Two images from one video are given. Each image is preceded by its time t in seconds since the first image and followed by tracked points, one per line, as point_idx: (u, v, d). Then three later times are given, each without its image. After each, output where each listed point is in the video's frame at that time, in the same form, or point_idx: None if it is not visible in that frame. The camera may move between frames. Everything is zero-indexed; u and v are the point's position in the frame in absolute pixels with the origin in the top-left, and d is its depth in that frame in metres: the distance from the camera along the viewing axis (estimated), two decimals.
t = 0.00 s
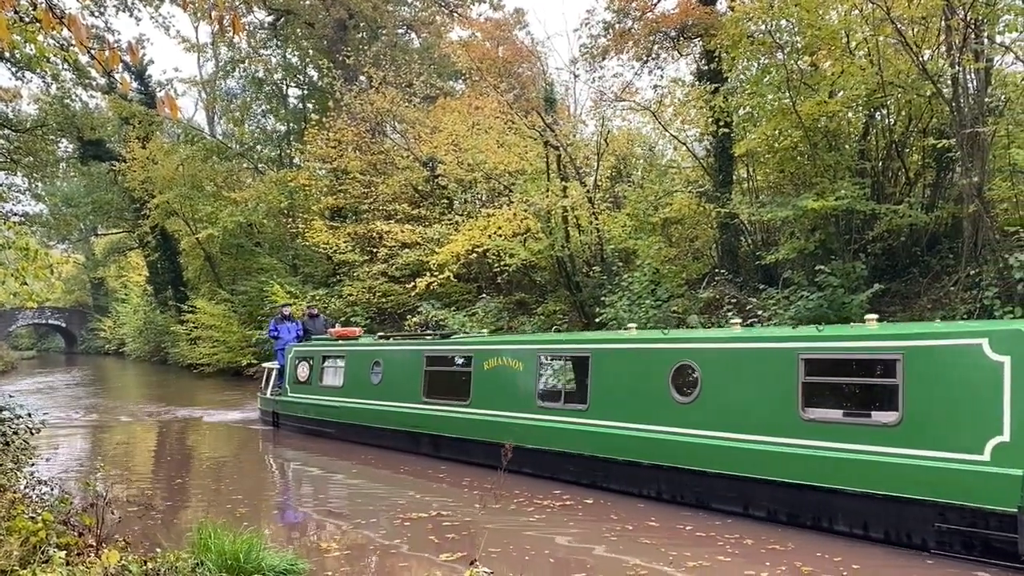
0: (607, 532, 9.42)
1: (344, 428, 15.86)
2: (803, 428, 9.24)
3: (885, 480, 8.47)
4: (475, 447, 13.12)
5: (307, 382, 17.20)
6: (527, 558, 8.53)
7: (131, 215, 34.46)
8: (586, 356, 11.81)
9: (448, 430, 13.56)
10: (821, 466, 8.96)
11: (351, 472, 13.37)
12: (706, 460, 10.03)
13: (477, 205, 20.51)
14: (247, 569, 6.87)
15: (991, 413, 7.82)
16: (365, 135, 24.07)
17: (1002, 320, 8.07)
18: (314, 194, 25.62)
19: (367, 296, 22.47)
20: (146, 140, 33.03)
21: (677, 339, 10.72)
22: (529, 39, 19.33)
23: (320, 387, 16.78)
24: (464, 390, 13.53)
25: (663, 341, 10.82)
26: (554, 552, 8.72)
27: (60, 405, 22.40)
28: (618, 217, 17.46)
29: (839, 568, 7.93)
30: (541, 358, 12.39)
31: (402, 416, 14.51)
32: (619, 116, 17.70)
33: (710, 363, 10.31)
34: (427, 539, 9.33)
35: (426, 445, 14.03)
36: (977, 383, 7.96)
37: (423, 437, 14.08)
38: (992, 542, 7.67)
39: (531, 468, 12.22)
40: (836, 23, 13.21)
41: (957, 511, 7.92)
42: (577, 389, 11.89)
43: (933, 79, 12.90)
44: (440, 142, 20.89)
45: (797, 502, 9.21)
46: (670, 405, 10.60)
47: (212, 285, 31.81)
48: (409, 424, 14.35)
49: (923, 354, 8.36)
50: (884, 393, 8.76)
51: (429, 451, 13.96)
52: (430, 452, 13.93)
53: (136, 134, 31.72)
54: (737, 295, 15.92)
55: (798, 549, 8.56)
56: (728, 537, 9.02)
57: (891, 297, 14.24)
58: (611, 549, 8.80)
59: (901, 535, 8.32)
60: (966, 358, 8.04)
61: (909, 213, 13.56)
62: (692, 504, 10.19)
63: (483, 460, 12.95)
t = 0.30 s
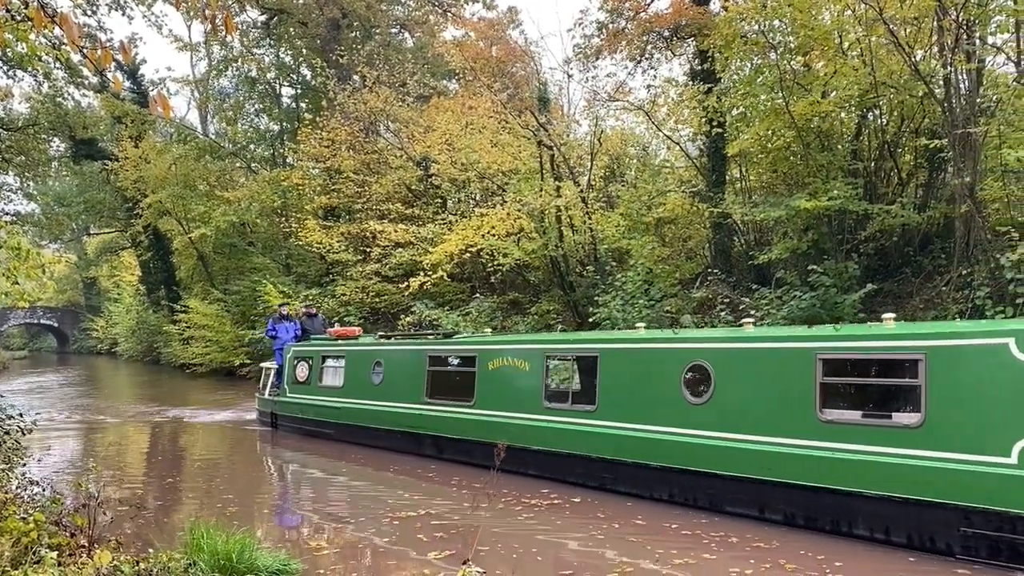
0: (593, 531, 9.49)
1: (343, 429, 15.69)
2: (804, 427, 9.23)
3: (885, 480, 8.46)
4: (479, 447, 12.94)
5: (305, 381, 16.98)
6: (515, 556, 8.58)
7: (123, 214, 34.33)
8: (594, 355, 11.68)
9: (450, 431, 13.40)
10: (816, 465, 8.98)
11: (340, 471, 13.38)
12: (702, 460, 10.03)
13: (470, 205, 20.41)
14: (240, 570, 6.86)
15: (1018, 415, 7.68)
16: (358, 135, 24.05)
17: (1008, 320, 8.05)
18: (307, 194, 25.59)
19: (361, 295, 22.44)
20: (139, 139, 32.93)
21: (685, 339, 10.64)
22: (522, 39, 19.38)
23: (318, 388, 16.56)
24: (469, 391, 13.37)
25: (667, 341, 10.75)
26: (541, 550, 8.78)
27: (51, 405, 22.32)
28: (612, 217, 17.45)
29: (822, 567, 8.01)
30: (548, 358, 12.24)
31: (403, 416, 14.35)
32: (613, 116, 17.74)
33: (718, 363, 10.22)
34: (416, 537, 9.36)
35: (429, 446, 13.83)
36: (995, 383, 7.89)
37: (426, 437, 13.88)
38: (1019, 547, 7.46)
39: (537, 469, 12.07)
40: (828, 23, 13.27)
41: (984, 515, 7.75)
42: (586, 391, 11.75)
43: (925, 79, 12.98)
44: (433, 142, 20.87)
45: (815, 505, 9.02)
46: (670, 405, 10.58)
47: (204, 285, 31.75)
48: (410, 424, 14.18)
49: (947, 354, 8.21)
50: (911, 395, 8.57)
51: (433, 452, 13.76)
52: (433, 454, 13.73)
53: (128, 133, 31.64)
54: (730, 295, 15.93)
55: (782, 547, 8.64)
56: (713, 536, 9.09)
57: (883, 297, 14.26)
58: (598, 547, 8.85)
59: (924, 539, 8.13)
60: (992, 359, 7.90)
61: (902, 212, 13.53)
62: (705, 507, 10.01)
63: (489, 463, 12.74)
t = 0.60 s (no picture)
0: (580, 528, 9.55)
1: (344, 431, 15.45)
2: (807, 427, 9.20)
3: (890, 481, 8.43)
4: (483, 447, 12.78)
5: (304, 381, 16.80)
6: (503, 553, 8.63)
7: (114, 214, 34.19)
8: (602, 355, 11.56)
9: (450, 432, 13.30)
10: (817, 465, 8.96)
11: (329, 471, 13.40)
12: (704, 460, 9.99)
13: (464, 204, 20.45)
14: (233, 569, 6.85)
15: None
16: (350, 134, 24.01)
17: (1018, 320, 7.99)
18: (299, 193, 25.53)
19: (353, 294, 22.38)
20: (130, 138, 32.81)
21: (694, 339, 10.53)
22: (514, 38, 19.39)
23: (317, 388, 16.39)
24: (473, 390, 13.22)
25: (672, 341, 10.67)
26: (529, 548, 8.84)
27: (42, 406, 22.24)
28: (604, 217, 17.38)
29: (805, 564, 8.09)
30: (556, 358, 12.09)
31: (402, 416, 14.22)
32: (605, 115, 17.79)
33: (728, 364, 10.12)
34: (405, 535, 9.41)
35: (431, 447, 13.68)
36: (1013, 382, 7.78)
37: (428, 437, 13.71)
38: None
39: (543, 470, 11.91)
40: (820, 23, 13.31)
41: (1010, 518, 7.59)
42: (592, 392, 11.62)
43: (916, 79, 12.99)
44: (425, 141, 20.87)
45: (834, 507, 8.85)
46: (673, 405, 10.51)
47: (197, 284, 31.70)
48: (408, 424, 14.07)
49: (970, 353, 8.07)
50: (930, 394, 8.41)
51: (435, 454, 13.60)
52: (436, 455, 13.56)
53: (119, 132, 31.53)
54: (723, 295, 15.91)
55: (766, 544, 8.71)
56: (698, 533, 9.18)
57: (874, 296, 14.25)
58: (585, 544, 8.91)
59: (948, 543, 7.97)
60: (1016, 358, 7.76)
61: (893, 211, 13.61)
62: (719, 510, 9.85)
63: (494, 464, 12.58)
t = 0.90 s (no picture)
0: (565, 525, 9.59)
1: (345, 431, 15.22)
2: (812, 426, 9.03)
3: (900, 481, 8.26)
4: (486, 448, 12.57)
5: (303, 382, 16.55)
6: (488, 551, 8.65)
7: (104, 213, 34.05)
8: (606, 354, 11.31)
9: (452, 432, 13.09)
10: (823, 466, 8.81)
11: (317, 471, 13.39)
12: (707, 460, 9.84)
13: (455, 203, 20.47)
14: (223, 570, 6.83)
15: None
16: (341, 133, 23.95)
17: None
18: (290, 192, 25.45)
19: (344, 293, 22.36)
20: (120, 136, 32.69)
21: (701, 337, 10.30)
22: (506, 37, 19.42)
23: (316, 388, 16.16)
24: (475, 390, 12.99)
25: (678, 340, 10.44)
26: (515, 545, 8.87)
27: (31, 406, 22.16)
28: (596, 216, 17.47)
29: (788, 560, 8.13)
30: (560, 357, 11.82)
31: (403, 416, 14.01)
32: (597, 115, 17.84)
33: (734, 363, 9.90)
34: (391, 533, 9.44)
35: (432, 447, 13.46)
36: None
37: (430, 438, 13.48)
38: None
39: (550, 472, 11.66)
40: (811, 22, 13.36)
41: None
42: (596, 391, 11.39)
43: (906, 78, 13.08)
44: (416, 140, 20.86)
45: (851, 510, 8.62)
46: (678, 405, 10.31)
47: (187, 283, 31.65)
48: (409, 424, 13.87)
49: (994, 350, 7.80)
50: (933, 394, 8.26)
51: (438, 455, 13.36)
52: (438, 456, 13.33)
53: (109, 130, 31.42)
54: (713, 293, 15.82)
55: (749, 541, 8.75)
56: (681, 530, 9.22)
57: (865, 295, 14.26)
58: (570, 542, 8.94)
59: (973, 546, 7.74)
60: None
61: (883, 211, 13.62)
62: (732, 512, 9.62)
63: (499, 465, 12.38)
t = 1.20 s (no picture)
0: (549, 522, 9.61)
1: (345, 433, 14.74)
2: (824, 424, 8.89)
3: (918, 482, 8.08)
4: (491, 449, 12.33)
5: (299, 382, 16.05)
6: (473, 548, 8.65)
7: (93, 212, 33.87)
8: (616, 353, 11.12)
9: (456, 432, 12.80)
10: (837, 464, 8.65)
11: (304, 469, 13.38)
12: (716, 460, 9.68)
13: (446, 202, 20.45)
14: (213, 569, 6.80)
15: None
16: (331, 130, 23.83)
17: None
18: (280, 190, 25.34)
19: (334, 292, 22.13)
20: (109, 134, 32.51)
21: (714, 335, 10.11)
22: (497, 36, 19.42)
23: (314, 388, 15.69)
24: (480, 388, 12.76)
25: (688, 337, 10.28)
26: (500, 542, 8.88)
27: (18, 405, 22.04)
28: (587, 215, 17.32)
29: (769, 556, 8.16)
30: (566, 355, 11.64)
31: (404, 415, 13.71)
32: (587, 113, 17.90)
33: (748, 361, 9.72)
34: (377, 531, 9.45)
35: (434, 448, 13.16)
36: None
37: (433, 438, 13.18)
38: None
39: (556, 473, 11.43)
40: (801, 21, 13.41)
41: None
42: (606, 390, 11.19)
43: (895, 77, 13.07)
44: (407, 138, 20.77)
45: (870, 511, 8.41)
46: (689, 404, 10.13)
47: (176, 282, 31.51)
48: (409, 424, 13.59)
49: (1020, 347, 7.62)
50: (924, 394, 8.31)
51: (440, 456, 13.06)
52: (441, 456, 13.03)
53: (99, 128, 31.28)
54: (705, 292, 15.78)
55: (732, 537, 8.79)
56: (665, 527, 9.24)
57: (854, 292, 14.27)
58: (554, 538, 8.96)
59: (997, 549, 7.54)
60: None
61: (873, 209, 13.58)
62: (745, 513, 9.40)
63: (506, 467, 12.12)
